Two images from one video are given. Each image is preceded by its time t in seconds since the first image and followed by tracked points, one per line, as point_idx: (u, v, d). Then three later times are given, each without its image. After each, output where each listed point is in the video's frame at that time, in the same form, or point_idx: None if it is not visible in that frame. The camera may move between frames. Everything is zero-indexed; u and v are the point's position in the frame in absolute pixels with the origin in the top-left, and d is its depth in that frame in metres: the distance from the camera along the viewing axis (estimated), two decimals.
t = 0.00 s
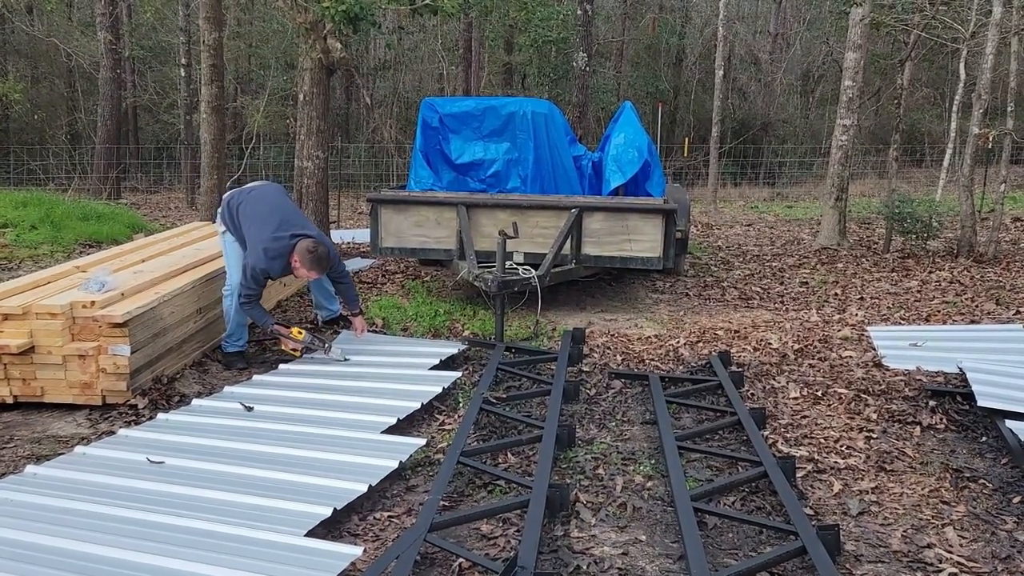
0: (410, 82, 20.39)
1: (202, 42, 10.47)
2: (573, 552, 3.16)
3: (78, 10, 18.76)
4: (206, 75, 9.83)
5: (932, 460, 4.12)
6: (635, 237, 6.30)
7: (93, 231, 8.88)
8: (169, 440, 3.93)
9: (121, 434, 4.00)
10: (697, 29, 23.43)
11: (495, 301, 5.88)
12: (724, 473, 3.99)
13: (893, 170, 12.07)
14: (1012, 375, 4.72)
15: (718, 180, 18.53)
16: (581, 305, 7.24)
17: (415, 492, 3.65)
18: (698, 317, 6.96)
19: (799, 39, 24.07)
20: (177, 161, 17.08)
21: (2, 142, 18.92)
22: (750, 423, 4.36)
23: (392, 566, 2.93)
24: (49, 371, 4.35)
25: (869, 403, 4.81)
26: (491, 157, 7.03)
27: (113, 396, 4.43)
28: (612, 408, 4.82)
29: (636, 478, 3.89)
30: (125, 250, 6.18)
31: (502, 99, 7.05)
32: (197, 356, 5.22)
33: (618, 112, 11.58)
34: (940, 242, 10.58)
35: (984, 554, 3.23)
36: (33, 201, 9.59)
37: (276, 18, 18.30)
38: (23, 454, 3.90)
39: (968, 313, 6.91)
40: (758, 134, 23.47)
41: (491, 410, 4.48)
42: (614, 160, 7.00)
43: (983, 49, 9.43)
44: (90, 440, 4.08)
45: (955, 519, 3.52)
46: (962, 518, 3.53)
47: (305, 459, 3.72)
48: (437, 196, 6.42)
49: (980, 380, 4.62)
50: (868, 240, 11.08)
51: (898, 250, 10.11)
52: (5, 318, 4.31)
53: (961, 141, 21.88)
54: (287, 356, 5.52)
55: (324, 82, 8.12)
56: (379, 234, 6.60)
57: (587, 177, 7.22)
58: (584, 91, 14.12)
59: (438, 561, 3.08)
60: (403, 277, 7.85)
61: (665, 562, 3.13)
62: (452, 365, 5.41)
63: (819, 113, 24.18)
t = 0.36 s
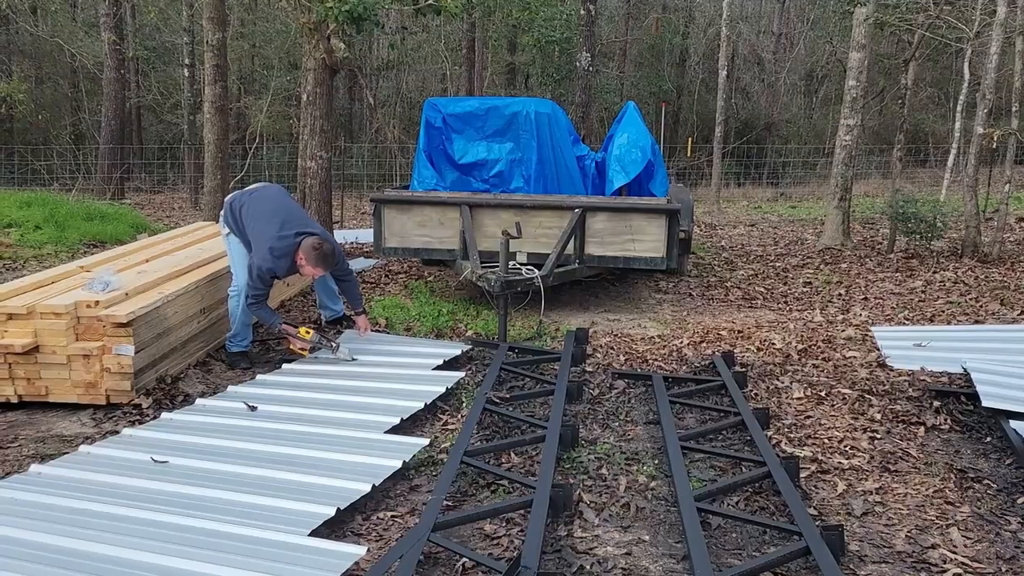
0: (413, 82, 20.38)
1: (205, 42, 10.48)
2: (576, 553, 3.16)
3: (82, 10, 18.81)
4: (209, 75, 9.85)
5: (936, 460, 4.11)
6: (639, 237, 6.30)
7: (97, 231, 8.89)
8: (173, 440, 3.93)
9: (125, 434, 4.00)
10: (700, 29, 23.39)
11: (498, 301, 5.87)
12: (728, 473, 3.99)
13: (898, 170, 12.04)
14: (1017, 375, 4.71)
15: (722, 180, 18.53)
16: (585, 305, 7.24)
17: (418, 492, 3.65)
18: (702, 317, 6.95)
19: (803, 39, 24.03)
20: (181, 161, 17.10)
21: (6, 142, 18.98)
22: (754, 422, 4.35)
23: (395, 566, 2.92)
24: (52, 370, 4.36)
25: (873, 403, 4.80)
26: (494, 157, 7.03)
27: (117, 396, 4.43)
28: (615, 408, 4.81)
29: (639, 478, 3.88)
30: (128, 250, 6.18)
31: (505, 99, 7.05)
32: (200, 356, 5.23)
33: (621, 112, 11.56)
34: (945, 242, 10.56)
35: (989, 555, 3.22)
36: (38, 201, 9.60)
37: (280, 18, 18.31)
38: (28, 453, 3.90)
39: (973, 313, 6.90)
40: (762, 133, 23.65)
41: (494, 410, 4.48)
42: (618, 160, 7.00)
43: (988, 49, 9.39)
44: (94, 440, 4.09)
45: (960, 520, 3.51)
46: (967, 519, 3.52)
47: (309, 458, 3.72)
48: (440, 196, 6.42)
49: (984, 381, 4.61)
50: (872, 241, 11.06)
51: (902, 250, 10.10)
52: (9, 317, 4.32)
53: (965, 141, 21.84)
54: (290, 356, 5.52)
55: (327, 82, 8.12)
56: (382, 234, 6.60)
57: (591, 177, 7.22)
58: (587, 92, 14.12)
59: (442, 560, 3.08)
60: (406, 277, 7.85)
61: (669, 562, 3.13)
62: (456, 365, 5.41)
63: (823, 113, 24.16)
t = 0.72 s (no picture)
0: (417, 81, 20.38)
1: (210, 42, 10.50)
2: (581, 551, 3.16)
3: (88, 11, 18.86)
4: (214, 74, 9.87)
5: (942, 458, 4.10)
6: (643, 235, 6.29)
7: (102, 231, 8.91)
8: (178, 439, 3.94)
9: (130, 433, 4.01)
10: (705, 27, 23.34)
11: (503, 300, 5.87)
12: (733, 471, 3.98)
13: (903, 168, 11.99)
14: None
15: (726, 178, 18.51)
16: (589, 303, 7.23)
17: (422, 490, 3.65)
18: (706, 316, 6.94)
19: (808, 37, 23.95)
20: (186, 161, 17.15)
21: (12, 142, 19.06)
22: (759, 421, 4.34)
23: (399, 565, 2.92)
24: (59, 370, 4.37)
25: (878, 402, 4.79)
26: (498, 156, 7.03)
27: (122, 396, 4.45)
28: (620, 406, 4.81)
29: (644, 476, 3.88)
30: (133, 249, 6.19)
31: (509, 97, 7.05)
32: (205, 355, 5.24)
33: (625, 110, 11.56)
34: (951, 240, 10.52)
35: (995, 554, 3.21)
36: (44, 200, 9.63)
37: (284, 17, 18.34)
38: (34, 452, 3.91)
39: (979, 311, 6.88)
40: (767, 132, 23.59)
41: (498, 409, 4.48)
42: (622, 158, 6.99)
43: (994, 45, 9.34)
44: (99, 439, 4.10)
45: (966, 518, 3.50)
46: (973, 518, 3.50)
47: (315, 457, 3.72)
48: (444, 194, 6.42)
49: (990, 379, 4.60)
50: (877, 239, 11.02)
51: (908, 248, 10.06)
52: (15, 317, 4.34)
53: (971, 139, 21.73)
54: (295, 355, 5.53)
55: (331, 81, 8.12)
56: (387, 233, 6.60)
57: (595, 175, 7.22)
58: (591, 90, 14.10)
59: (446, 559, 3.08)
60: (411, 276, 7.86)
61: (674, 561, 3.13)
62: (460, 364, 5.41)
63: (828, 111, 24.09)
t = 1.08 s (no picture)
0: (422, 80, 20.37)
1: (214, 42, 10.51)
2: (587, 550, 3.16)
3: (92, 11, 18.90)
4: (219, 75, 9.89)
5: (950, 457, 4.08)
6: (648, 233, 6.28)
7: (108, 231, 8.94)
8: (184, 438, 3.95)
9: (137, 433, 4.02)
10: (709, 25, 23.26)
11: (508, 299, 5.86)
12: (739, 470, 3.97)
13: (909, 165, 11.93)
14: None
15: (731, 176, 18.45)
16: (594, 302, 7.22)
17: (428, 490, 3.65)
18: (711, 314, 6.93)
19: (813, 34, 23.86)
20: (190, 161, 17.18)
21: (17, 144, 19.12)
22: (766, 420, 4.33)
23: (406, 564, 2.92)
24: (65, 371, 4.39)
25: (885, 400, 4.77)
26: (503, 155, 7.03)
27: (128, 396, 4.46)
28: (626, 405, 4.80)
29: (650, 475, 3.87)
30: (139, 250, 6.20)
31: (513, 97, 7.04)
32: (211, 355, 5.25)
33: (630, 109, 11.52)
34: (957, 237, 10.47)
35: (1003, 553, 3.19)
36: (50, 201, 9.65)
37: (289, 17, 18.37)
38: (41, 452, 3.92)
39: (986, 308, 6.85)
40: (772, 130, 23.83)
41: (504, 408, 4.48)
42: (627, 157, 6.99)
43: (1000, 42, 9.29)
44: (106, 439, 4.11)
45: (974, 517, 3.48)
46: (980, 516, 3.49)
47: (321, 457, 3.72)
48: (449, 194, 6.42)
49: (998, 377, 4.58)
50: (883, 237, 10.98)
51: (914, 246, 10.02)
52: (21, 317, 4.35)
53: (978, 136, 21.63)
54: (299, 355, 5.56)
55: (336, 81, 8.13)
56: (391, 232, 6.59)
57: (600, 174, 7.20)
58: (595, 89, 14.07)
59: (452, 559, 3.08)
60: (416, 275, 7.86)
61: (680, 560, 3.12)
62: (465, 363, 5.40)
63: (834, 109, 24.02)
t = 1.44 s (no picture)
0: (425, 78, 20.36)
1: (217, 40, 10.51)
2: (591, 548, 3.15)
3: (96, 10, 18.91)
4: (222, 73, 9.89)
5: (954, 455, 4.07)
6: (651, 231, 6.27)
7: (112, 230, 8.94)
8: (188, 436, 3.95)
9: (141, 430, 4.03)
10: (713, 23, 23.20)
11: (511, 297, 5.85)
12: (743, 469, 3.96)
13: (912, 163, 11.89)
14: None
15: (734, 174, 18.42)
16: (598, 301, 7.21)
17: (431, 488, 3.65)
18: (715, 312, 6.91)
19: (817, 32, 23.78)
20: (194, 159, 17.21)
21: (21, 142, 19.13)
22: (769, 418, 4.32)
23: (409, 562, 2.92)
24: (68, 368, 4.39)
25: (889, 398, 4.76)
26: (507, 153, 7.02)
27: (132, 393, 4.47)
28: (629, 404, 4.80)
29: (653, 474, 3.86)
30: (143, 248, 6.21)
31: (517, 94, 7.03)
32: (214, 353, 5.25)
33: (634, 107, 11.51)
34: (961, 236, 10.44)
35: (1008, 551, 3.18)
36: (53, 200, 9.66)
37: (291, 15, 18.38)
38: (45, 450, 3.93)
39: (990, 306, 6.83)
40: (775, 127, 23.84)
41: (507, 406, 4.48)
42: (631, 155, 6.98)
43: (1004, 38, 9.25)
44: (109, 437, 4.11)
45: (978, 515, 3.47)
46: (985, 515, 3.48)
47: (324, 455, 3.73)
48: (452, 192, 6.41)
49: (1001, 373, 4.54)
50: (887, 235, 10.95)
51: (918, 244, 10.00)
52: (25, 315, 4.35)
53: (982, 134, 21.56)
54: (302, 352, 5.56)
55: (339, 79, 8.12)
56: (394, 230, 6.59)
57: (603, 172, 7.19)
58: (599, 87, 14.06)
59: (455, 557, 3.08)
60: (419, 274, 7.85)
61: (684, 558, 3.11)
62: (467, 362, 5.41)
63: (837, 107, 23.97)
